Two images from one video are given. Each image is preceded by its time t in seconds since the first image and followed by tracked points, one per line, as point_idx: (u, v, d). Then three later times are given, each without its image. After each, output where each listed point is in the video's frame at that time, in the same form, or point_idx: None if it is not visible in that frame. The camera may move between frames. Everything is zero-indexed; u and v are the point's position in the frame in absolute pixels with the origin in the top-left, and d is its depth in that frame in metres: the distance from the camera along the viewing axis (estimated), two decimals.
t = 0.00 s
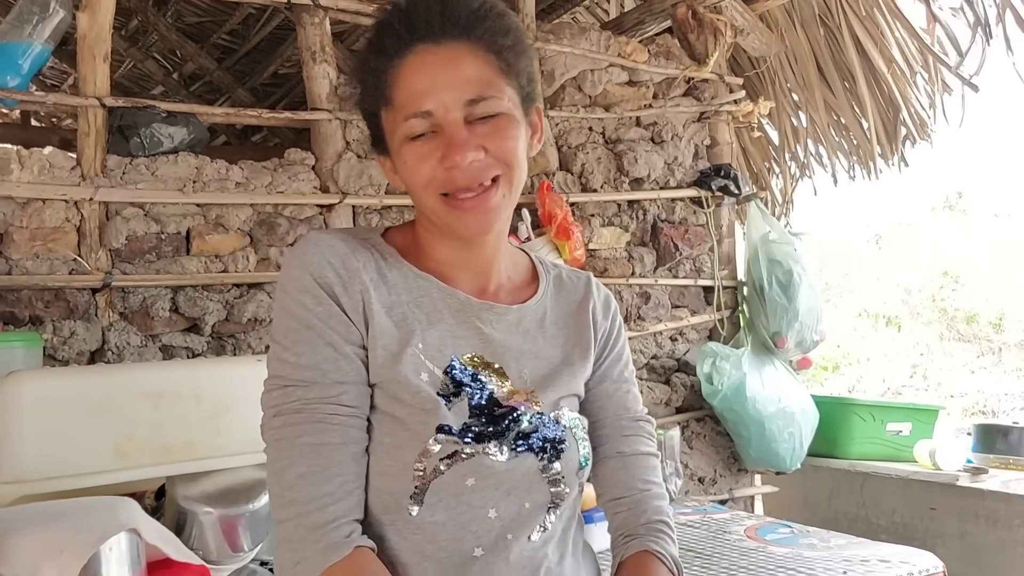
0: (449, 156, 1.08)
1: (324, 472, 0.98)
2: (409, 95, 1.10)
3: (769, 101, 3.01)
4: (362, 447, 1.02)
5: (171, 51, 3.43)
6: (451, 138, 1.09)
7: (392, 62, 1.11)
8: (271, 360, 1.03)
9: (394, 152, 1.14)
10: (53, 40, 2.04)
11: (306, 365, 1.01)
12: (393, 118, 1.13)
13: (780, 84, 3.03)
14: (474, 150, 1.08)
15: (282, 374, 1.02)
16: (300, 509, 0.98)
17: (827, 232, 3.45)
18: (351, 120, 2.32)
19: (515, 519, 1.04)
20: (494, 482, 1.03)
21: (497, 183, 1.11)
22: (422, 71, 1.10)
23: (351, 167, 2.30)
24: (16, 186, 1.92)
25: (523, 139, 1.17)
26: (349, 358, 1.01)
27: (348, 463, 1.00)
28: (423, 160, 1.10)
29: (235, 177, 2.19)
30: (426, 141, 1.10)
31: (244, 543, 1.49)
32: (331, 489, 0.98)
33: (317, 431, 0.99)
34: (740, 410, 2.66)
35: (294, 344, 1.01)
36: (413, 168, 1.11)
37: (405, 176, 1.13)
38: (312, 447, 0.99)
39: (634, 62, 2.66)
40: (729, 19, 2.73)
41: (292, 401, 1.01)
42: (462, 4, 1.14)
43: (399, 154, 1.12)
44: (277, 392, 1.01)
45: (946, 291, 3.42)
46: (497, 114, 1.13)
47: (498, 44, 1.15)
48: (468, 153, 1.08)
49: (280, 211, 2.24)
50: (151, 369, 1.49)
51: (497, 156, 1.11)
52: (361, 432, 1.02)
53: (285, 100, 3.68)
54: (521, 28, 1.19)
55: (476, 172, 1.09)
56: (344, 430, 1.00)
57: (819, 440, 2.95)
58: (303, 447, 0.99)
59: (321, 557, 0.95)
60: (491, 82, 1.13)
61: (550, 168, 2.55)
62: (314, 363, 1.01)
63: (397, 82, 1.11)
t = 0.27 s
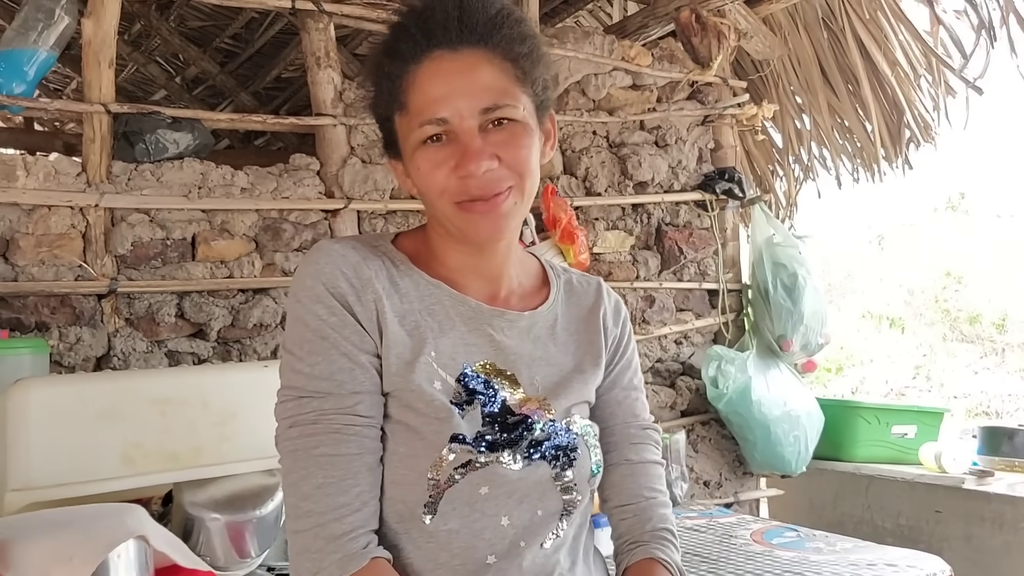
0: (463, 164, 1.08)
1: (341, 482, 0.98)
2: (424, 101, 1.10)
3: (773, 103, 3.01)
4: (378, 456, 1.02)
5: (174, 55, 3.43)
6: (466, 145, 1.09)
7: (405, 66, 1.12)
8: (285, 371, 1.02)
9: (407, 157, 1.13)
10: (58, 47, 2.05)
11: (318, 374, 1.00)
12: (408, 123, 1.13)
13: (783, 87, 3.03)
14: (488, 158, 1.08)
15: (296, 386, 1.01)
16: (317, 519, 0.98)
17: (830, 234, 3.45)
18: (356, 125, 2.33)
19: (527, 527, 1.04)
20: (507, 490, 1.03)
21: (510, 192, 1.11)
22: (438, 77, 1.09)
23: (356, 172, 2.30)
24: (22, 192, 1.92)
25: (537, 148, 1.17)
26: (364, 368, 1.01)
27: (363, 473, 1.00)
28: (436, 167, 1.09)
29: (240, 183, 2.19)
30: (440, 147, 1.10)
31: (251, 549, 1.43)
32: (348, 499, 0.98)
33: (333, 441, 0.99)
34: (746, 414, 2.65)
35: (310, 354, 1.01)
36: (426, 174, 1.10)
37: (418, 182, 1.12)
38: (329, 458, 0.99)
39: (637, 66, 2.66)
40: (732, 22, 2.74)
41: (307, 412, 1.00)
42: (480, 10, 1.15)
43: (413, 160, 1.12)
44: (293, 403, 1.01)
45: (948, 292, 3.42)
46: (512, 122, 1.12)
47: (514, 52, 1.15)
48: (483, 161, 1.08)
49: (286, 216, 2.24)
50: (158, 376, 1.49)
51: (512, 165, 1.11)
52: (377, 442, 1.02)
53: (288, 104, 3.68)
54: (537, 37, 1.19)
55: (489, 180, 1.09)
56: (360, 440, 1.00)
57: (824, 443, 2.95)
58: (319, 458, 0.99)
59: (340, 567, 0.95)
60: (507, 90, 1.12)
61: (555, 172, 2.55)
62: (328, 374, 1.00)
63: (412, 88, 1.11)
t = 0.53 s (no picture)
0: (442, 166, 1.08)
1: (344, 482, 0.98)
2: (410, 102, 1.10)
3: (775, 104, 3.01)
4: (381, 456, 1.02)
5: (176, 58, 3.44)
6: (447, 147, 1.09)
7: (398, 69, 1.12)
8: (288, 373, 1.03)
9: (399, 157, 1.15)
10: (61, 49, 2.05)
11: (322, 375, 1.01)
12: (399, 124, 1.13)
13: (786, 87, 3.04)
14: (467, 160, 1.08)
15: (300, 386, 1.01)
16: (322, 520, 0.98)
17: (832, 235, 3.46)
18: (358, 126, 2.33)
19: (530, 526, 1.04)
20: (510, 489, 1.03)
21: (491, 193, 1.10)
22: (422, 78, 1.10)
23: (358, 173, 2.31)
24: (26, 194, 1.92)
25: (529, 147, 1.16)
26: (367, 368, 1.01)
27: (367, 473, 1.00)
28: (421, 168, 1.10)
29: (243, 184, 2.19)
30: (423, 148, 1.10)
31: (255, 549, 1.43)
32: (351, 499, 0.98)
33: (337, 442, 0.99)
34: (749, 415, 2.65)
35: (313, 355, 1.01)
36: (413, 175, 1.11)
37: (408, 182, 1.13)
38: (333, 459, 0.99)
39: (639, 66, 2.66)
40: (734, 22, 2.74)
41: (310, 413, 1.00)
42: (469, 11, 1.14)
43: (402, 161, 1.13)
44: (296, 404, 1.01)
45: (951, 292, 3.41)
46: (498, 122, 1.11)
47: (504, 50, 1.14)
48: (461, 162, 1.08)
49: (289, 218, 2.24)
50: (164, 376, 1.48)
51: (494, 166, 1.10)
52: (380, 442, 1.02)
53: (291, 106, 3.69)
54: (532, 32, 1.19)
55: (469, 182, 1.09)
56: (364, 441, 1.00)
57: (827, 443, 2.95)
58: (322, 458, 0.99)
59: (344, 567, 0.95)
60: (492, 90, 1.11)
61: (557, 173, 2.56)
62: (331, 375, 1.00)
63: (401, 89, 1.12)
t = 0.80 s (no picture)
0: (455, 157, 1.07)
1: (344, 482, 0.98)
2: (420, 95, 1.10)
3: (778, 102, 3.01)
4: (382, 456, 1.01)
5: (178, 58, 3.44)
6: (459, 139, 1.08)
7: (406, 60, 1.11)
8: (289, 372, 1.02)
9: (404, 151, 1.14)
10: (63, 48, 2.05)
11: (323, 374, 1.00)
12: (405, 117, 1.13)
13: (788, 86, 3.03)
14: (480, 151, 1.08)
15: (300, 386, 1.01)
16: (322, 519, 0.97)
17: (835, 234, 3.45)
18: (361, 125, 2.32)
19: (531, 526, 1.03)
20: (510, 489, 1.03)
21: (503, 186, 1.10)
22: (434, 70, 1.09)
23: (361, 172, 2.30)
24: (27, 193, 1.92)
25: (536, 143, 1.16)
26: (368, 368, 1.01)
27: (368, 473, 0.99)
28: (431, 160, 1.09)
29: (245, 183, 2.19)
30: (434, 140, 1.09)
31: (257, 548, 1.43)
32: (352, 499, 0.98)
33: (337, 442, 0.98)
34: (752, 414, 2.65)
35: (313, 354, 1.01)
36: (421, 168, 1.10)
37: (414, 176, 1.12)
38: (334, 458, 0.98)
39: (642, 65, 2.66)
40: (737, 21, 2.73)
41: (311, 412, 1.00)
42: (479, 5, 1.14)
43: (409, 154, 1.12)
44: (296, 403, 1.01)
45: (954, 293, 3.40)
46: (509, 116, 1.12)
47: (514, 45, 1.14)
48: (474, 154, 1.07)
49: (291, 217, 2.24)
50: (168, 375, 1.47)
51: (506, 159, 1.10)
52: (380, 442, 1.01)
53: (293, 106, 3.69)
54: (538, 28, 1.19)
55: (482, 174, 1.08)
56: (365, 440, 0.99)
57: (831, 443, 2.94)
58: (323, 458, 0.98)
59: (345, 567, 0.95)
60: (504, 84, 1.12)
61: (559, 172, 2.55)
62: (332, 374, 1.00)
63: (409, 82, 1.11)
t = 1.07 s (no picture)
0: (462, 149, 1.07)
1: (345, 487, 0.98)
2: (423, 89, 1.10)
3: (782, 102, 3.00)
4: (386, 458, 1.01)
5: (181, 58, 3.44)
6: (464, 131, 1.08)
7: (408, 59, 1.12)
8: (292, 375, 1.02)
9: (408, 148, 1.13)
10: (67, 49, 2.05)
11: (326, 377, 1.00)
12: (408, 114, 1.12)
13: (792, 85, 3.03)
14: (486, 143, 1.07)
15: (303, 390, 1.01)
16: (326, 523, 0.97)
17: (839, 234, 3.45)
18: (365, 126, 2.32)
19: (539, 526, 1.03)
20: (517, 489, 1.02)
21: (509, 178, 1.09)
22: (436, 64, 1.09)
23: (365, 173, 2.30)
24: (32, 194, 1.92)
25: (539, 138, 1.16)
26: (370, 371, 1.01)
27: (371, 476, 0.99)
28: (436, 154, 1.09)
29: (250, 184, 2.19)
30: (439, 134, 1.09)
31: (263, 548, 1.42)
32: (356, 503, 0.98)
33: (340, 446, 0.98)
34: (757, 414, 2.65)
35: (316, 358, 1.01)
36: (426, 163, 1.10)
37: (419, 172, 1.12)
38: (337, 462, 0.98)
39: (646, 65, 2.66)
40: (742, 20, 2.73)
41: (314, 415, 1.00)
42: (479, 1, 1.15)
43: (413, 150, 1.12)
44: (300, 407, 1.01)
45: (957, 293, 3.40)
46: (513, 110, 1.12)
47: (515, 41, 1.15)
48: (480, 145, 1.07)
49: (296, 217, 2.24)
50: (171, 374, 1.47)
51: (512, 151, 1.09)
52: (384, 444, 1.01)
53: (296, 106, 3.70)
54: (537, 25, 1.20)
55: (488, 165, 1.08)
56: (367, 444, 1.00)
57: (835, 443, 2.94)
58: (326, 462, 0.98)
59: (349, 571, 0.95)
60: (507, 77, 1.12)
61: (563, 172, 2.55)
62: (335, 377, 1.00)
63: (412, 78, 1.11)
